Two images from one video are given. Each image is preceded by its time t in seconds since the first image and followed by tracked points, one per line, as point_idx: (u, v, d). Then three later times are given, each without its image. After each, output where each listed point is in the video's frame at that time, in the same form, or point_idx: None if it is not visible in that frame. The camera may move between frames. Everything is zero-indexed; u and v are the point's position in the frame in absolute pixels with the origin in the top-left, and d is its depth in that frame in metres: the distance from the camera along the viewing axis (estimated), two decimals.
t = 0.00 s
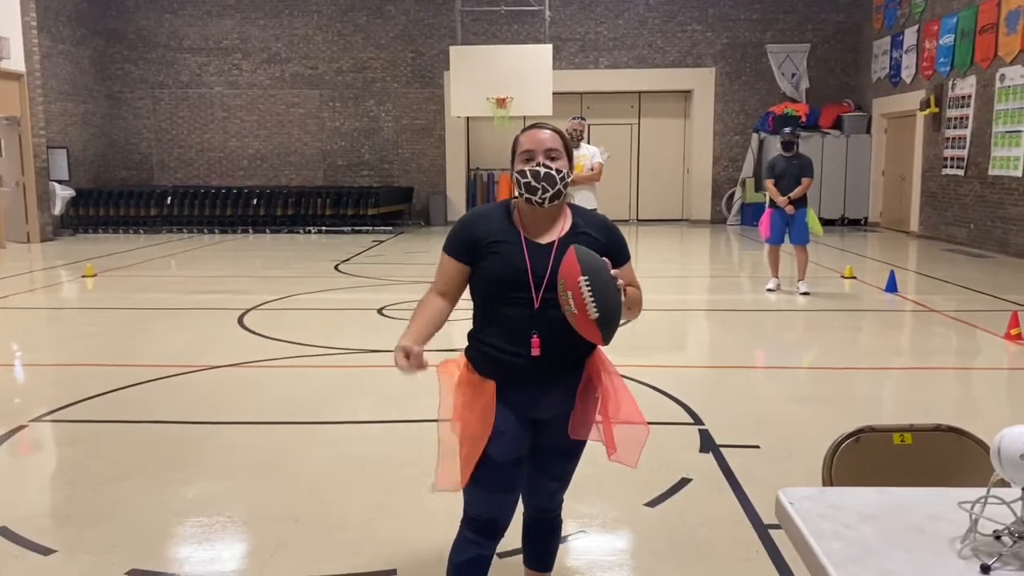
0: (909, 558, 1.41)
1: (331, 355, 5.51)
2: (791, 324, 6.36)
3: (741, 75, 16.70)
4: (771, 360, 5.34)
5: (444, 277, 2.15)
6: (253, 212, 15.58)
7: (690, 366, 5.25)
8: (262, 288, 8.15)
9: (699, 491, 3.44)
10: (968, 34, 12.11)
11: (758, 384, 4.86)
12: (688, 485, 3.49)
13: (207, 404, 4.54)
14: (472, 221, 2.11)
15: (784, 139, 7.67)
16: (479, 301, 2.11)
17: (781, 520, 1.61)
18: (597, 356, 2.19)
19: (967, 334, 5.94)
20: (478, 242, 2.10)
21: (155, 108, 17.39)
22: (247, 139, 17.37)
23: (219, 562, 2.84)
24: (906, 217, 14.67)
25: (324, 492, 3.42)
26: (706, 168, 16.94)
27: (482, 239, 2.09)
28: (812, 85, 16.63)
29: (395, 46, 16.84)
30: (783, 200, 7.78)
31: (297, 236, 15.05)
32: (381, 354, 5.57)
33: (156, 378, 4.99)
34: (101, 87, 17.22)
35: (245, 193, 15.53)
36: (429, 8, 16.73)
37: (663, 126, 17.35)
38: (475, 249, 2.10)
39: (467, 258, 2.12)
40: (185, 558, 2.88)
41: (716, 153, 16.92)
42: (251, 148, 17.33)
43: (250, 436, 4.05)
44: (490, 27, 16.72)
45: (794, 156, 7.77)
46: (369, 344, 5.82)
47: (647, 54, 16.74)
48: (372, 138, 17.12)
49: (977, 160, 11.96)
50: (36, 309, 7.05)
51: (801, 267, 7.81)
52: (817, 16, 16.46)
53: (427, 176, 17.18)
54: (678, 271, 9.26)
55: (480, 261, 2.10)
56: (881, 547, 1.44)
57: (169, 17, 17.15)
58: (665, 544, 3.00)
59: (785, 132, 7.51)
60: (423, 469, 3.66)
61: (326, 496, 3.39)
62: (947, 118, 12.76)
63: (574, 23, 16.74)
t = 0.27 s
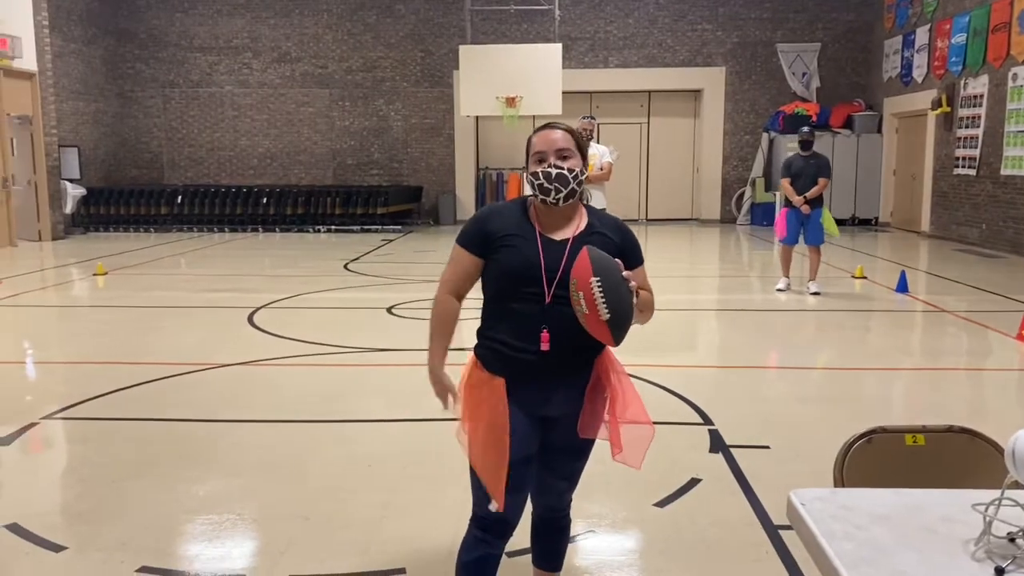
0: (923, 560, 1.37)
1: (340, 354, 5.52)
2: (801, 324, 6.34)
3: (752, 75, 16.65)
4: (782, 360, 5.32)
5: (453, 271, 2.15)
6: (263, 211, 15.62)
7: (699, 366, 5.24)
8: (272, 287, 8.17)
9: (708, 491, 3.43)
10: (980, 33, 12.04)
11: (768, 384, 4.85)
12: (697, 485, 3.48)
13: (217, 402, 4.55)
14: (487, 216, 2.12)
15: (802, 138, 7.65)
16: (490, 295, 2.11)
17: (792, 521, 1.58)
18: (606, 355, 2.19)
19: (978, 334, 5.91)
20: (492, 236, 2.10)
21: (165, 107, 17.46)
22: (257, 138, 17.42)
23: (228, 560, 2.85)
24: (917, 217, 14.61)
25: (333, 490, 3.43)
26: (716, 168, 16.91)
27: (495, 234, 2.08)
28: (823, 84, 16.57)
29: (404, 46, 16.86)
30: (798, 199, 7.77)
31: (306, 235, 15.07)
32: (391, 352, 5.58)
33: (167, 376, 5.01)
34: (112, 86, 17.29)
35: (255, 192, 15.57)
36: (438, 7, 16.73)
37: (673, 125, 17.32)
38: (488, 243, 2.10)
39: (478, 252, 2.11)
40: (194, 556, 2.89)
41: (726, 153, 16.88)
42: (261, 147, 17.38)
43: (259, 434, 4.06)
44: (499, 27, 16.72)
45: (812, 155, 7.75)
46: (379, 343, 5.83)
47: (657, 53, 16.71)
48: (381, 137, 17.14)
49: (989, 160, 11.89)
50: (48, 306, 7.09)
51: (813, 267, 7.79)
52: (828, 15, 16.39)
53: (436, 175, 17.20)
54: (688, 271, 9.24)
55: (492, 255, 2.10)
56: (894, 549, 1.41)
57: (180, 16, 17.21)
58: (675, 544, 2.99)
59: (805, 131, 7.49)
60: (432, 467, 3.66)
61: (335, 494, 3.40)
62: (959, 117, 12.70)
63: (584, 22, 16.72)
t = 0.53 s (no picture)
0: (939, 563, 1.33)
1: (348, 353, 5.53)
2: (810, 324, 6.32)
3: (760, 74, 16.61)
4: (791, 361, 5.31)
5: (468, 273, 2.13)
6: (272, 210, 15.65)
7: (708, 366, 5.23)
8: (280, 286, 8.19)
9: (717, 492, 3.42)
10: (991, 32, 11.99)
11: (776, 384, 4.83)
12: (706, 486, 3.47)
13: (226, 401, 4.56)
14: (497, 216, 2.11)
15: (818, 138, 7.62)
16: (500, 295, 2.11)
17: (802, 524, 1.54)
18: (615, 356, 2.19)
19: (989, 336, 5.88)
20: (501, 235, 2.10)
21: (174, 107, 17.50)
22: (266, 137, 17.45)
23: (237, 559, 2.85)
24: (926, 217, 14.55)
25: (342, 490, 3.43)
26: (724, 168, 16.88)
27: (505, 233, 2.08)
28: (832, 84, 16.52)
29: (412, 45, 16.87)
30: (812, 199, 7.75)
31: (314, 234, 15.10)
32: (398, 351, 5.58)
33: (176, 375, 5.02)
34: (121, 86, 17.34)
35: (264, 191, 15.60)
36: (447, 7, 16.74)
37: (682, 125, 17.29)
38: (498, 242, 2.10)
39: (488, 251, 2.11)
40: (203, 555, 2.89)
41: (735, 153, 16.85)
42: (270, 146, 17.42)
43: (267, 433, 4.07)
44: (508, 27, 16.72)
45: (828, 155, 7.72)
46: (386, 342, 5.83)
47: (666, 53, 16.68)
48: (389, 137, 17.15)
49: (1000, 160, 11.84)
50: (57, 305, 7.12)
51: (824, 267, 7.76)
52: (837, 15, 16.33)
53: (444, 175, 17.21)
54: (696, 271, 9.23)
55: (502, 254, 2.09)
56: (909, 551, 1.37)
57: (189, 15, 17.25)
58: (683, 545, 2.99)
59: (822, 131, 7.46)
60: (440, 467, 3.66)
61: (345, 494, 3.40)
62: (970, 117, 12.66)
63: (592, 22, 16.71)
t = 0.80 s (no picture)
0: (952, 566, 1.31)
1: (356, 353, 5.53)
2: (818, 324, 6.31)
3: (768, 74, 16.59)
4: (800, 361, 5.30)
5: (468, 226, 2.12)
6: (279, 210, 15.68)
7: (716, 367, 5.22)
8: (287, 285, 8.20)
9: (725, 493, 3.41)
10: (1000, 32, 11.95)
11: (784, 385, 4.83)
12: (714, 488, 3.46)
13: (234, 400, 4.57)
14: (506, 211, 2.11)
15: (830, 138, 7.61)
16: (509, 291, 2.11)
17: (812, 525, 1.52)
18: (624, 355, 2.18)
19: (998, 336, 5.86)
20: (509, 231, 2.10)
21: (182, 107, 17.55)
22: (273, 137, 17.48)
23: (245, 558, 2.86)
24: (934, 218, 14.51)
25: (350, 490, 3.43)
26: (732, 168, 16.85)
27: (514, 229, 2.09)
28: (840, 84, 16.48)
29: (419, 45, 16.88)
30: (823, 199, 7.73)
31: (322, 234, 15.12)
32: (406, 351, 5.59)
33: (184, 374, 5.03)
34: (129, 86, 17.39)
35: (271, 191, 15.63)
36: (454, 7, 16.75)
37: (689, 125, 17.27)
38: (506, 238, 2.11)
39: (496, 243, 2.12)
40: (210, 554, 2.90)
41: (742, 153, 16.84)
42: (277, 146, 17.45)
43: (274, 433, 4.08)
44: (515, 26, 16.73)
45: (840, 156, 7.72)
46: (394, 342, 5.84)
47: (673, 53, 16.67)
48: (396, 137, 17.17)
49: (1009, 160, 11.81)
50: (65, 304, 7.14)
51: (833, 268, 7.74)
52: (845, 14, 16.29)
53: (451, 175, 17.23)
54: (703, 271, 9.21)
55: (510, 251, 2.10)
56: (922, 553, 1.35)
57: (197, 16, 17.28)
58: (691, 546, 2.98)
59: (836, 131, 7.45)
60: (448, 467, 3.66)
61: (352, 493, 3.40)
62: (979, 117, 12.62)
63: (599, 22, 16.70)
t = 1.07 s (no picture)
0: (963, 568, 1.30)
1: (362, 353, 5.54)
2: (824, 325, 6.29)
3: (774, 74, 16.56)
4: (806, 362, 5.29)
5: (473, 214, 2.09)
6: (285, 211, 15.71)
7: (722, 367, 5.21)
8: (293, 285, 8.21)
9: (732, 493, 3.41)
10: (1007, 32, 11.91)
11: (791, 386, 4.82)
12: (721, 488, 3.45)
13: (239, 400, 4.58)
14: (514, 210, 2.11)
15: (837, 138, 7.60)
16: (518, 292, 2.10)
17: (821, 526, 1.51)
18: (634, 356, 2.19)
19: (1005, 337, 5.84)
20: (518, 232, 2.10)
21: (188, 107, 17.58)
22: (279, 138, 17.51)
23: (251, 558, 2.86)
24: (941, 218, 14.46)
25: (356, 490, 3.43)
26: (738, 169, 16.84)
27: (523, 230, 2.08)
28: (846, 84, 16.44)
29: (425, 46, 16.90)
30: (830, 199, 7.71)
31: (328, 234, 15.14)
32: (412, 352, 5.59)
33: (190, 374, 5.04)
34: (136, 87, 17.43)
35: (277, 192, 15.66)
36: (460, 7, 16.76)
37: (695, 126, 17.26)
38: (515, 239, 2.10)
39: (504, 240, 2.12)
40: (216, 553, 2.90)
41: (748, 154, 16.82)
42: (283, 147, 17.47)
43: (281, 433, 4.08)
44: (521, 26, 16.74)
45: (848, 156, 7.70)
46: (400, 343, 5.84)
47: (679, 53, 16.66)
48: (402, 138, 17.19)
49: (1016, 161, 11.77)
50: (72, 304, 7.16)
51: (840, 268, 7.72)
52: (852, 15, 16.27)
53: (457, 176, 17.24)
54: (709, 271, 9.20)
55: (519, 251, 2.09)
56: (932, 554, 1.35)
57: (204, 16, 17.32)
58: (698, 547, 2.97)
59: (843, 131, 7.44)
60: (454, 467, 3.66)
61: (357, 494, 3.40)
62: (986, 118, 12.58)
63: (604, 22, 16.70)
